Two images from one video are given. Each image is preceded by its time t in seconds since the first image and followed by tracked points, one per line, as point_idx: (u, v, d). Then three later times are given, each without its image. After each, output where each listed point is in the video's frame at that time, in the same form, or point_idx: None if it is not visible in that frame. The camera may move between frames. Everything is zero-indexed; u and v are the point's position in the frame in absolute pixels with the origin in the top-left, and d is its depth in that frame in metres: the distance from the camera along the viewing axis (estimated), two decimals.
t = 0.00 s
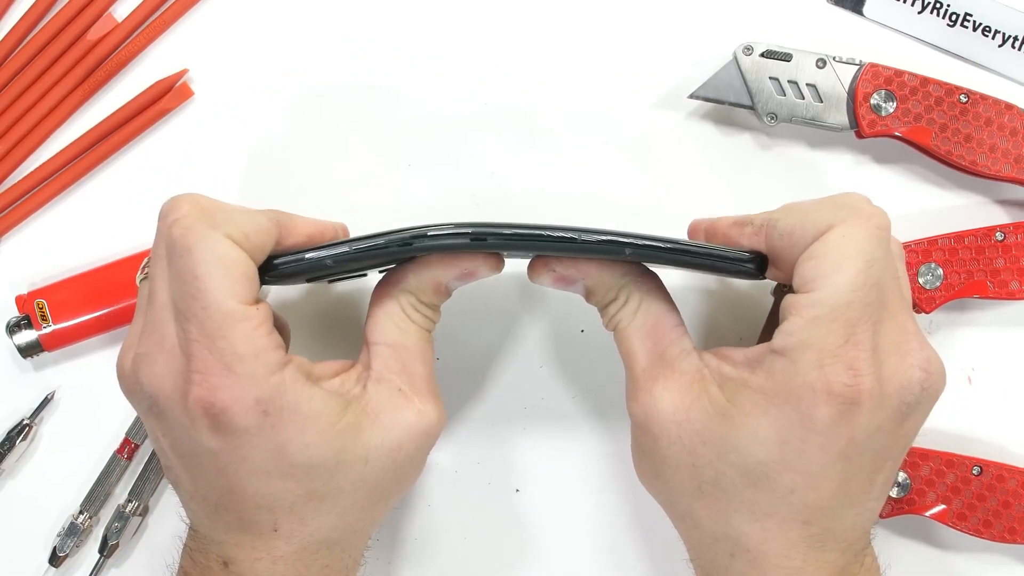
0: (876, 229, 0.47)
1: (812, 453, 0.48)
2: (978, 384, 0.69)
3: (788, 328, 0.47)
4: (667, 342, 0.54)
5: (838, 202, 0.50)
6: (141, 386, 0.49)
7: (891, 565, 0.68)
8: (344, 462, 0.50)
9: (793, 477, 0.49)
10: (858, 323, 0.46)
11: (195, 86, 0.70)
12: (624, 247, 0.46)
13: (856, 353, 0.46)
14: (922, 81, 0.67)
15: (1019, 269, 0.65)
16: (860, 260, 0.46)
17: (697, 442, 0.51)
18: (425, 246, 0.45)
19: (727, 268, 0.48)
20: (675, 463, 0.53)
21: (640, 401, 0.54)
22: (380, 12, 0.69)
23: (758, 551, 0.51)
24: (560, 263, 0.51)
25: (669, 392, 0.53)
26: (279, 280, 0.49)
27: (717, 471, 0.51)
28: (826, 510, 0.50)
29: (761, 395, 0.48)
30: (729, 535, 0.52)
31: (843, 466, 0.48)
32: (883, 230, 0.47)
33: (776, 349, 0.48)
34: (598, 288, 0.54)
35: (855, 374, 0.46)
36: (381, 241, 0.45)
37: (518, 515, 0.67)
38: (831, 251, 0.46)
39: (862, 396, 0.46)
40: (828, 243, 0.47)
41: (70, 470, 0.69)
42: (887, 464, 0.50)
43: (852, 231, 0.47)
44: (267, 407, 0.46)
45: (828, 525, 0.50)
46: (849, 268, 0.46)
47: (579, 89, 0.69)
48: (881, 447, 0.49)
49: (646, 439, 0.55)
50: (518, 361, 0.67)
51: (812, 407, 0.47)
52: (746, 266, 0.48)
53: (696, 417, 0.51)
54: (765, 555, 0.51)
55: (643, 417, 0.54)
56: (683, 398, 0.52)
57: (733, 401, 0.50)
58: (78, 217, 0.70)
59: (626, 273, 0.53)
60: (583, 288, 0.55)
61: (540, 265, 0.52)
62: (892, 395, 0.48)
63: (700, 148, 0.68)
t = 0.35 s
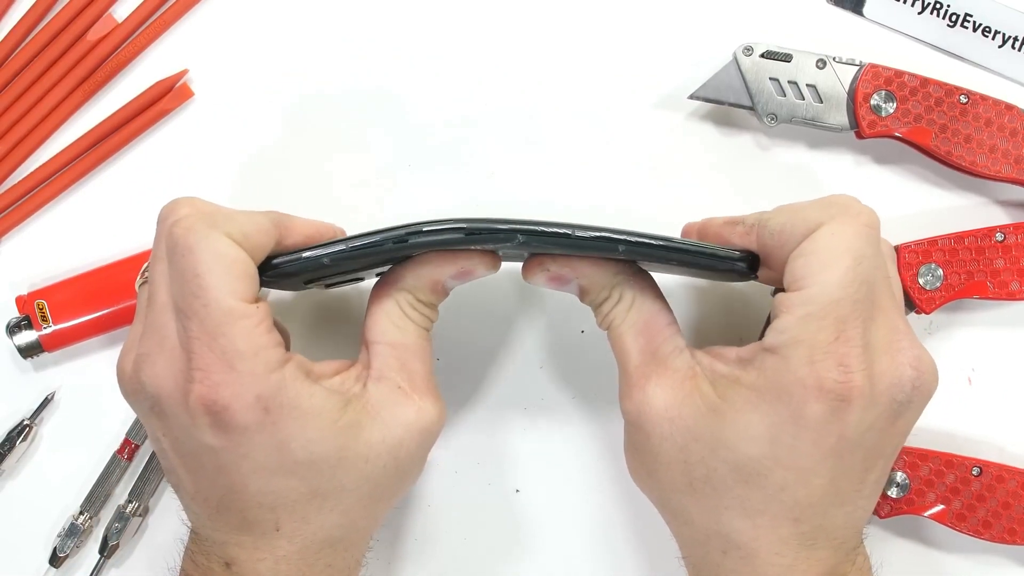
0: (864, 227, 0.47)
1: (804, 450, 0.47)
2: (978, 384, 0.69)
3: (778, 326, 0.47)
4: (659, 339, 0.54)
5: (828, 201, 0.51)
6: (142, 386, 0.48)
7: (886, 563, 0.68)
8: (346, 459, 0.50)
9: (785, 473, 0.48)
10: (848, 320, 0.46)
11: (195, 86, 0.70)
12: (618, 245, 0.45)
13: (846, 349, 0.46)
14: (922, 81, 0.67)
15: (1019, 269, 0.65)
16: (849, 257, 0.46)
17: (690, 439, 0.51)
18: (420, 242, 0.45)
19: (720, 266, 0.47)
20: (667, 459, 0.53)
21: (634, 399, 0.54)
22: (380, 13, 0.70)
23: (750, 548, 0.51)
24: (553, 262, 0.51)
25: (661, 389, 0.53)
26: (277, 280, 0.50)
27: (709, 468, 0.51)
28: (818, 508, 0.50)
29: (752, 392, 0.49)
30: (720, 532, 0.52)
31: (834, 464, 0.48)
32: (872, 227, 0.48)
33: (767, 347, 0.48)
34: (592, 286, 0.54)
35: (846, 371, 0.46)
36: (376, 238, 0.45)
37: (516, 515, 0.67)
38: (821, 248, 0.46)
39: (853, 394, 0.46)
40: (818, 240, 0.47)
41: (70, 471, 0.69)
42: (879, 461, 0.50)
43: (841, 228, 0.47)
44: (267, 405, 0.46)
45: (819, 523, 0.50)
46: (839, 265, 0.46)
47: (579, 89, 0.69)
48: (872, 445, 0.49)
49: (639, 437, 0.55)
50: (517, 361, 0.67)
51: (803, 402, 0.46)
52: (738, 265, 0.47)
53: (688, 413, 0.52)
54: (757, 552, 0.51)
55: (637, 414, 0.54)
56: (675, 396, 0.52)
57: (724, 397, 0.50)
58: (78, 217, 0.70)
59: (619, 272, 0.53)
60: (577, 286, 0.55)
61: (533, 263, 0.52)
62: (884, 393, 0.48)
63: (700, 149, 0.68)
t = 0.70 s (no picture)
0: (858, 223, 0.48)
1: (799, 446, 0.48)
2: (978, 385, 0.69)
3: (774, 321, 0.47)
4: (656, 337, 0.54)
5: (822, 200, 0.51)
6: (146, 389, 0.48)
7: (882, 562, 0.68)
8: (349, 459, 0.50)
9: (781, 469, 0.48)
10: (843, 315, 0.46)
11: (195, 87, 0.70)
12: (615, 242, 0.45)
13: (841, 344, 0.46)
14: (922, 83, 0.67)
15: (1019, 271, 0.65)
16: (844, 253, 0.46)
17: (688, 436, 0.51)
18: (420, 241, 0.45)
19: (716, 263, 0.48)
20: (665, 456, 0.53)
21: (630, 396, 0.54)
22: (381, 14, 0.70)
23: (746, 545, 0.51)
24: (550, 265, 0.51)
25: (658, 386, 0.53)
26: (277, 284, 0.50)
27: (704, 465, 0.51)
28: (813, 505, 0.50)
29: (748, 387, 0.49)
30: (716, 528, 0.52)
31: (831, 459, 0.48)
32: (866, 225, 0.48)
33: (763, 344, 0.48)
34: (588, 286, 0.54)
35: (841, 365, 0.46)
36: (375, 239, 0.45)
37: (517, 516, 0.67)
38: (816, 244, 0.47)
39: (848, 389, 0.46)
40: (812, 237, 0.47)
41: (70, 472, 0.69)
42: (875, 458, 0.50)
43: (835, 226, 0.47)
44: (269, 405, 0.46)
45: (816, 520, 0.50)
46: (834, 262, 0.46)
47: (579, 90, 0.69)
48: (868, 442, 0.49)
49: (636, 435, 0.55)
50: (518, 362, 0.67)
51: (798, 397, 0.47)
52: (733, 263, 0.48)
53: (684, 410, 0.52)
54: (752, 549, 0.51)
55: (634, 412, 0.54)
56: (671, 394, 0.53)
57: (721, 393, 0.50)
58: (78, 218, 0.70)
59: (616, 270, 0.53)
60: (574, 287, 0.55)
61: (530, 266, 0.52)
62: (879, 388, 0.48)
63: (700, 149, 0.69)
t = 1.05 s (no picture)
0: (859, 207, 0.48)
1: (805, 432, 0.47)
2: (978, 386, 0.69)
3: (776, 306, 0.47)
4: (656, 330, 0.54)
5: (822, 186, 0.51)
6: (140, 372, 0.49)
7: (887, 563, 0.68)
8: (342, 450, 0.50)
9: (785, 458, 0.48)
10: (846, 299, 0.46)
11: (195, 87, 0.70)
12: (613, 232, 0.45)
13: (843, 328, 0.47)
14: (922, 82, 0.67)
15: (1019, 270, 0.64)
16: (846, 237, 0.46)
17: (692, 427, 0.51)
18: (419, 231, 0.44)
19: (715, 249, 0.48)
20: (668, 452, 0.53)
21: (631, 390, 0.54)
22: (381, 15, 0.70)
23: (752, 540, 0.51)
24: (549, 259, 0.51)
25: (659, 378, 0.53)
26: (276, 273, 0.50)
27: (709, 456, 0.51)
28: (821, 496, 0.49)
29: (751, 373, 0.49)
30: (721, 523, 0.52)
31: (835, 447, 0.48)
32: (867, 209, 0.48)
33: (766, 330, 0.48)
34: (587, 281, 0.53)
35: (844, 349, 0.46)
36: (372, 231, 0.45)
37: (515, 515, 0.67)
38: (818, 227, 0.47)
39: (851, 371, 0.46)
40: (814, 221, 0.48)
41: (69, 472, 0.69)
42: (879, 447, 0.50)
43: (836, 210, 0.48)
44: (263, 389, 0.47)
45: (821, 511, 0.50)
46: (836, 245, 0.46)
47: (579, 90, 0.69)
48: (871, 429, 0.49)
49: (638, 430, 0.55)
50: (516, 359, 0.67)
51: (802, 382, 0.47)
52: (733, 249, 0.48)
53: (687, 401, 0.52)
54: (759, 545, 0.50)
55: (635, 406, 0.54)
56: (673, 385, 0.52)
57: (725, 382, 0.50)
58: (78, 218, 0.70)
59: (615, 264, 0.52)
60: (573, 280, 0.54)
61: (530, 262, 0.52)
62: (882, 372, 0.48)
63: (700, 149, 0.69)
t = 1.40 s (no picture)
0: (863, 188, 0.48)
1: (818, 413, 0.47)
2: (978, 386, 0.69)
3: (784, 289, 0.47)
4: (661, 326, 0.54)
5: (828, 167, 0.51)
6: (133, 364, 0.49)
7: (900, 562, 0.67)
8: (331, 451, 0.49)
9: (800, 444, 0.47)
10: (854, 279, 0.46)
11: (195, 87, 0.70)
12: (614, 224, 0.45)
13: (853, 308, 0.46)
14: (922, 82, 0.67)
15: (1018, 270, 0.64)
16: (851, 218, 0.46)
17: (703, 418, 0.50)
18: (417, 227, 0.44)
19: (719, 237, 0.47)
20: (680, 448, 0.52)
21: (640, 385, 0.53)
22: (381, 16, 0.70)
23: (768, 533, 0.49)
24: (547, 260, 0.51)
25: (667, 372, 0.52)
26: (275, 267, 0.50)
27: (722, 448, 0.50)
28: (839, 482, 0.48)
29: (761, 359, 0.48)
30: (736, 517, 0.50)
31: (849, 431, 0.48)
32: (871, 189, 0.48)
33: (774, 314, 0.48)
34: (589, 279, 0.53)
35: (854, 329, 0.46)
36: (372, 225, 0.44)
37: (512, 514, 0.67)
38: (823, 209, 0.47)
39: (862, 351, 0.46)
40: (819, 202, 0.47)
41: (69, 472, 0.69)
42: (892, 432, 0.49)
43: (841, 191, 0.48)
44: (254, 382, 0.47)
45: (838, 499, 0.49)
46: (841, 226, 0.46)
47: (579, 90, 0.69)
48: (883, 411, 0.48)
49: (649, 426, 0.54)
50: (513, 359, 0.67)
51: (813, 364, 0.47)
52: (737, 234, 0.47)
53: (698, 393, 0.51)
54: (774, 538, 0.49)
55: (643, 401, 0.53)
56: (682, 377, 0.52)
57: (735, 370, 0.50)
58: (78, 218, 0.70)
59: (615, 262, 0.52)
60: (573, 279, 0.54)
61: (528, 263, 0.52)
62: (891, 352, 0.48)
63: (701, 148, 0.68)
